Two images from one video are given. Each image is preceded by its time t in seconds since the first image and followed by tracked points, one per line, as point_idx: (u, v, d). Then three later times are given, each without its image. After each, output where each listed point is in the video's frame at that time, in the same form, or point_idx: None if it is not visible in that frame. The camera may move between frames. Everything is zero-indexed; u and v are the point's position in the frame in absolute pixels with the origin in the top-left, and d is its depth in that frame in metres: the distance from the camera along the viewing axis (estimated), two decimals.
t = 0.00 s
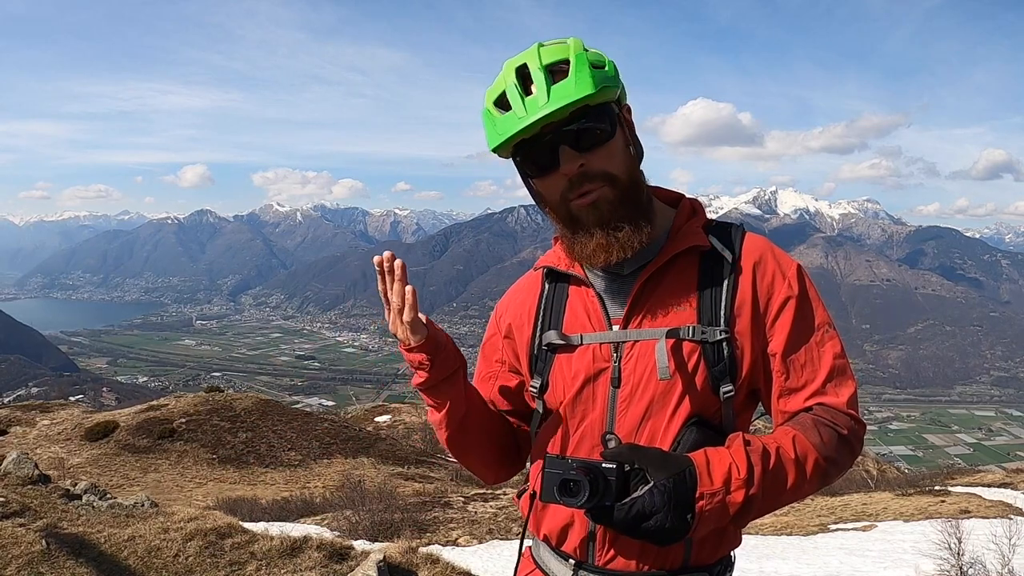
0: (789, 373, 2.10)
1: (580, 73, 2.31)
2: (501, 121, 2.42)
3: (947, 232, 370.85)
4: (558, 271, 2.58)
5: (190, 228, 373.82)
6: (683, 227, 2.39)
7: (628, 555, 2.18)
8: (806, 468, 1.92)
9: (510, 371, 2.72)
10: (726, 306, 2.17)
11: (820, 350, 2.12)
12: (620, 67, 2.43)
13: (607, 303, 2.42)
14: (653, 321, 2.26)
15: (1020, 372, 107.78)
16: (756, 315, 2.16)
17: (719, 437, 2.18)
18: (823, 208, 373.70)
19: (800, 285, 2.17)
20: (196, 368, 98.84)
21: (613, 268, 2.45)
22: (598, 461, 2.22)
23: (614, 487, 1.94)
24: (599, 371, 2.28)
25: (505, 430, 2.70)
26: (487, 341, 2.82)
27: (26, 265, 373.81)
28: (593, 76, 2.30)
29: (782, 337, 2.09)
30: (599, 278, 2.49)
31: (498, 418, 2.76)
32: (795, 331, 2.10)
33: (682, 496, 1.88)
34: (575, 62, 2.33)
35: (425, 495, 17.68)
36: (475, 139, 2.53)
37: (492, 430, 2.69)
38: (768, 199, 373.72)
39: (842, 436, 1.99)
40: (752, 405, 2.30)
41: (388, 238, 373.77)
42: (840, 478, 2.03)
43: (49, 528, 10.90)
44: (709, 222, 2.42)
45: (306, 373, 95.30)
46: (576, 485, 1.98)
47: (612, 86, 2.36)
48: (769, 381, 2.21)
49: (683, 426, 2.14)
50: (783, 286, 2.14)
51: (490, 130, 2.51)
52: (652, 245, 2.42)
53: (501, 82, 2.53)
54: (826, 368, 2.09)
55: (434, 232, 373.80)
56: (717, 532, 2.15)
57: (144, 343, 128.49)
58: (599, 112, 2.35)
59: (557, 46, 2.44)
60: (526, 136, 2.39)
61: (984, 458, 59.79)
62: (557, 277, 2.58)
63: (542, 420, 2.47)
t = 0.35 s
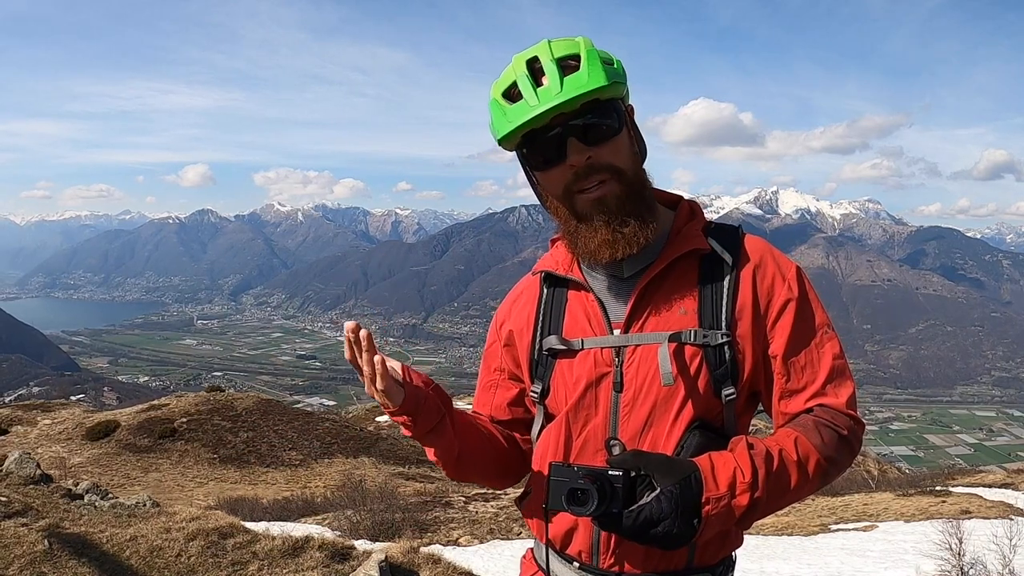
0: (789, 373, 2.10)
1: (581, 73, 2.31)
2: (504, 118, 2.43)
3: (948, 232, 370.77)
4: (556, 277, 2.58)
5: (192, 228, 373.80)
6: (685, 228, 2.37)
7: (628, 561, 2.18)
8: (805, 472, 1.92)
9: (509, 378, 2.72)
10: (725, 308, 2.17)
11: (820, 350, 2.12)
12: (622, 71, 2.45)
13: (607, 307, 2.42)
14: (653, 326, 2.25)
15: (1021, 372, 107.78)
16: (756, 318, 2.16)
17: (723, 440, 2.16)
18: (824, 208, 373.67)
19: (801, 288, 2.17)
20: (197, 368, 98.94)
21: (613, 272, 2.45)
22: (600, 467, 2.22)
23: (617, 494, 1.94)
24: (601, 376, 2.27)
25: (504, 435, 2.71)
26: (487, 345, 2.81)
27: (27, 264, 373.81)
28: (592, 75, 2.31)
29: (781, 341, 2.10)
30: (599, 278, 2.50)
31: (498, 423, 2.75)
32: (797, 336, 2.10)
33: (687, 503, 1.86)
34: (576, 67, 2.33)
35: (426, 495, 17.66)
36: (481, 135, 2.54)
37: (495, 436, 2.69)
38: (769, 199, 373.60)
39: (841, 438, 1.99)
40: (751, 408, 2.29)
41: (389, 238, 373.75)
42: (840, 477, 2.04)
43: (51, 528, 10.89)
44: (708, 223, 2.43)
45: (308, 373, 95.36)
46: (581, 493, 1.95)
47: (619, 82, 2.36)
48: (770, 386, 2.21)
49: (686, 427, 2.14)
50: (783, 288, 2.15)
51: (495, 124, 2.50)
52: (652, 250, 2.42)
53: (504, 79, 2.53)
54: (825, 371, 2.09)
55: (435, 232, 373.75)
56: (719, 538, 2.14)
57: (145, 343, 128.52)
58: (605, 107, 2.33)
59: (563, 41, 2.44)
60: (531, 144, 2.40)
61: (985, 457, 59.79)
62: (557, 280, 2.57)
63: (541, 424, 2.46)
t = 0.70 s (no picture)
0: (783, 374, 2.10)
1: (570, 73, 2.31)
2: (491, 115, 2.43)
3: (948, 232, 370.65)
4: (546, 278, 2.59)
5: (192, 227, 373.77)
6: (675, 230, 2.37)
7: (617, 565, 2.18)
8: (802, 473, 1.92)
9: (499, 382, 2.71)
10: (715, 310, 2.17)
11: (815, 350, 2.12)
12: (614, 71, 2.45)
13: (598, 305, 2.41)
14: (643, 328, 2.26)
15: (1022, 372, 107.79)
16: (747, 320, 2.17)
17: (713, 443, 2.17)
18: (825, 208, 373.77)
19: (793, 288, 2.17)
20: (197, 367, 99.09)
21: (603, 274, 2.46)
22: (587, 470, 2.23)
23: (605, 499, 1.94)
24: (592, 379, 2.27)
25: (494, 438, 2.71)
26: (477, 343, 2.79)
27: (28, 264, 373.82)
28: (582, 73, 2.30)
29: (775, 342, 2.10)
30: (588, 278, 2.50)
31: (487, 427, 2.75)
32: (785, 338, 2.10)
33: (676, 507, 1.86)
34: (567, 66, 2.33)
35: (426, 495, 17.60)
36: (473, 134, 2.54)
37: (487, 436, 2.69)
38: (770, 199, 373.71)
39: (837, 440, 1.98)
40: (744, 410, 2.29)
41: (389, 237, 373.79)
42: (834, 481, 2.03)
43: (50, 527, 10.92)
44: (699, 221, 2.43)
45: (308, 373, 95.42)
46: (566, 498, 1.96)
47: (609, 77, 2.35)
48: (759, 388, 2.20)
49: (676, 431, 2.14)
50: (776, 291, 2.15)
51: (481, 123, 2.51)
52: (640, 251, 2.42)
53: (493, 76, 2.53)
54: (817, 373, 2.09)
55: (435, 231, 373.67)
56: (710, 542, 2.14)
57: (146, 342, 128.57)
58: (592, 106, 2.33)
59: (553, 35, 2.43)
60: (523, 147, 2.42)
61: (985, 457, 59.81)
62: (546, 282, 2.58)
63: (532, 425, 2.47)
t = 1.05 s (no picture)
0: (780, 378, 2.10)
1: (569, 73, 2.33)
2: (488, 112, 2.44)
3: (948, 232, 370.59)
4: (545, 274, 2.58)
5: (192, 227, 373.86)
6: (673, 230, 2.38)
7: (615, 564, 2.19)
8: (799, 472, 1.93)
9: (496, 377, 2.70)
10: (715, 310, 2.17)
11: (813, 352, 2.13)
12: (614, 70, 2.47)
13: (595, 305, 2.42)
14: (639, 330, 2.26)
15: (1021, 373, 107.78)
16: (746, 321, 2.17)
17: (711, 443, 2.18)
18: (824, 209, 373.80)
19: (792, 287, 2.19)
20: (196, 367, 99.09)
21: (605, 269, 2.46)
22: (587, 470, 2.23)
23: (603, 497, 1.94)
24: (589, 377, 2.28)
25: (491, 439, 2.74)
26: (473, 338, 2.78)
27: (27, 263, 373.78)
28: (582, 70, 2.31)
29: (776, 341, 2.11)
30: (587, 278, 2.50)
31: (483, 422, 2.76)
32: (786, 336, 2.11)
33: (675, 503, 1.87)
34: (565, 63, 2.33)
35: (425, 495, 17.60)
36: (469, 130, 2.55)
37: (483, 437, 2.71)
38: (769, 200, 373.72)
39: (833, 442, 1.99)
40: (742, 409, 2.30)
41: (389, 237, 373.74)
42: (835, 481, 2.04)
43: (47, 526, 10.92)
44: (697, 222, 2.43)
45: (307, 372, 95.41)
46: (565, 493, 1.96)
47: (605, 77, 2.37)
48: (762, 386, 2.20)
49: (673, 430, 2.16)
50: (777, 289, 2.16)
51: (478, 124, 2.53)
52: (641, 248, 2.44)
53: (489, 75, 2.55)
54: (816, 375, 2.10)
55: (435, 231, 373.70)
56: (706, 540, 2.16)
57: (145, 342, 128.56)
58: (588, 105, 2.35)
59: (548, 36, 2.45)
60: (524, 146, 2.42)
61: (984, 458, 59.80)
62: (545, 275, 2.59)
63: (529, 424, 2.46)
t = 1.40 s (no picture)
0: (785, 377, 2.11)
1: (584, 69, 2.31)
2: (498, 104, 2.45)
3: (947, 233, 370.67)
4: (546, 274, 2.58)
5: (191, 226, 373.83)
6: (678, 228, 2.38)
7: (618, 565, 2.18)
8: (800, 474, 1.95)
9: (499, 376, 2.70)
10: (718, 310, 2.19)
11: (816, 356, 2.14)
12: (627, 67, 2.48)
13: (598, 307, 2.42)
14: (641, 331, 2.27)
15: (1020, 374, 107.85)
16: (752, 322, 2.18)
17: (717, 444, 2.18)
18: (823, 209, 373.78)
19: (794, 292, 2.20)
20: (195, 366, 99.11)
21: (608, 272, 2.47)
22: (590, 473, 2.23)
23: (604, 498, 1.95)
24: (592, 379, 2.29)
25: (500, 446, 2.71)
26: (478, 347, 2.80)
27: (26, 262, 373.81)
28: (599, 59, 2.35)
29: (778, 346, 2.12)
30: (589, 275, 2.52)
31: (482, 426, 2.75)
32: (789, 339, 2.13)
33: (683, 511, 1.87)
34: (577, 61, 2.34)
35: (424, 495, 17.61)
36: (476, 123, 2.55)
37: (488, 445, 2.70)
38: (768, 200, 373.65)
39: (835, 442, 2.01)
40: (747, 410, 2.30)
41: (388, 237, 373.71)
42: (834, 484, 2.06)
43: (45, 526, 10.92)
44: (700, 223, 2.44)
45: (307, 372, 95.40)
46: (567, 497, 1.95)
47: (619, 72, 2.38)
48: (766, 390, 2.21)
49: (680, 432, 2.15)
50: (778, 292, 2.18)
51: (489, 108, 2.53)
52: (646, 250, 2.42)
53: (501, 61, 2.57)
54: (821, 376, 2.11)
55: (434, 231, 373.77)
56: (708, 545, 2.17)
57: (144, 342, 128.57)
58: (602, 99, 2.35)
59: (566, 24, 2.45)
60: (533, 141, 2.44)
61: (983, 458, 59.79)
62: (546, 278, 2.60)
63: (531, 423, 2.48)
